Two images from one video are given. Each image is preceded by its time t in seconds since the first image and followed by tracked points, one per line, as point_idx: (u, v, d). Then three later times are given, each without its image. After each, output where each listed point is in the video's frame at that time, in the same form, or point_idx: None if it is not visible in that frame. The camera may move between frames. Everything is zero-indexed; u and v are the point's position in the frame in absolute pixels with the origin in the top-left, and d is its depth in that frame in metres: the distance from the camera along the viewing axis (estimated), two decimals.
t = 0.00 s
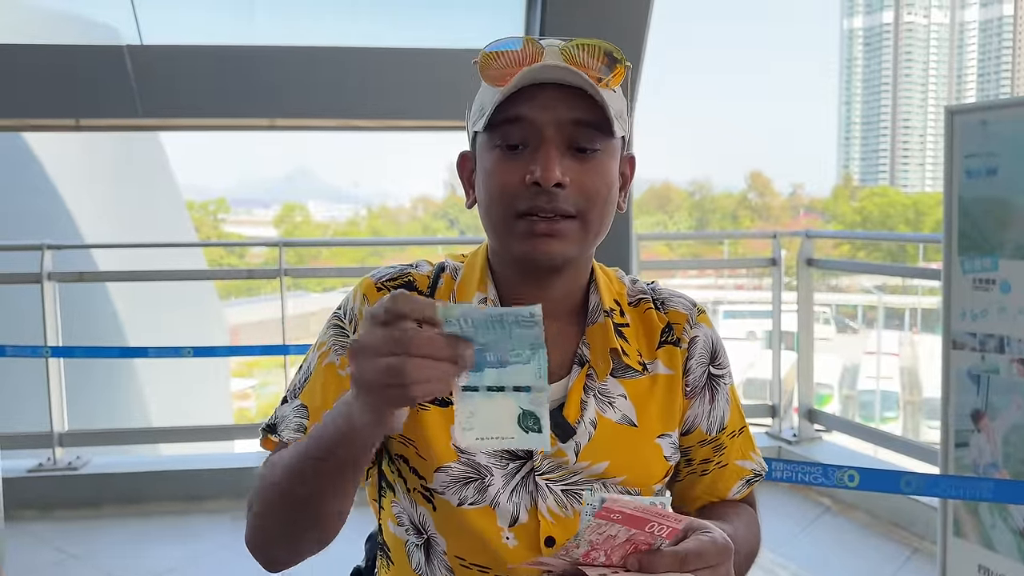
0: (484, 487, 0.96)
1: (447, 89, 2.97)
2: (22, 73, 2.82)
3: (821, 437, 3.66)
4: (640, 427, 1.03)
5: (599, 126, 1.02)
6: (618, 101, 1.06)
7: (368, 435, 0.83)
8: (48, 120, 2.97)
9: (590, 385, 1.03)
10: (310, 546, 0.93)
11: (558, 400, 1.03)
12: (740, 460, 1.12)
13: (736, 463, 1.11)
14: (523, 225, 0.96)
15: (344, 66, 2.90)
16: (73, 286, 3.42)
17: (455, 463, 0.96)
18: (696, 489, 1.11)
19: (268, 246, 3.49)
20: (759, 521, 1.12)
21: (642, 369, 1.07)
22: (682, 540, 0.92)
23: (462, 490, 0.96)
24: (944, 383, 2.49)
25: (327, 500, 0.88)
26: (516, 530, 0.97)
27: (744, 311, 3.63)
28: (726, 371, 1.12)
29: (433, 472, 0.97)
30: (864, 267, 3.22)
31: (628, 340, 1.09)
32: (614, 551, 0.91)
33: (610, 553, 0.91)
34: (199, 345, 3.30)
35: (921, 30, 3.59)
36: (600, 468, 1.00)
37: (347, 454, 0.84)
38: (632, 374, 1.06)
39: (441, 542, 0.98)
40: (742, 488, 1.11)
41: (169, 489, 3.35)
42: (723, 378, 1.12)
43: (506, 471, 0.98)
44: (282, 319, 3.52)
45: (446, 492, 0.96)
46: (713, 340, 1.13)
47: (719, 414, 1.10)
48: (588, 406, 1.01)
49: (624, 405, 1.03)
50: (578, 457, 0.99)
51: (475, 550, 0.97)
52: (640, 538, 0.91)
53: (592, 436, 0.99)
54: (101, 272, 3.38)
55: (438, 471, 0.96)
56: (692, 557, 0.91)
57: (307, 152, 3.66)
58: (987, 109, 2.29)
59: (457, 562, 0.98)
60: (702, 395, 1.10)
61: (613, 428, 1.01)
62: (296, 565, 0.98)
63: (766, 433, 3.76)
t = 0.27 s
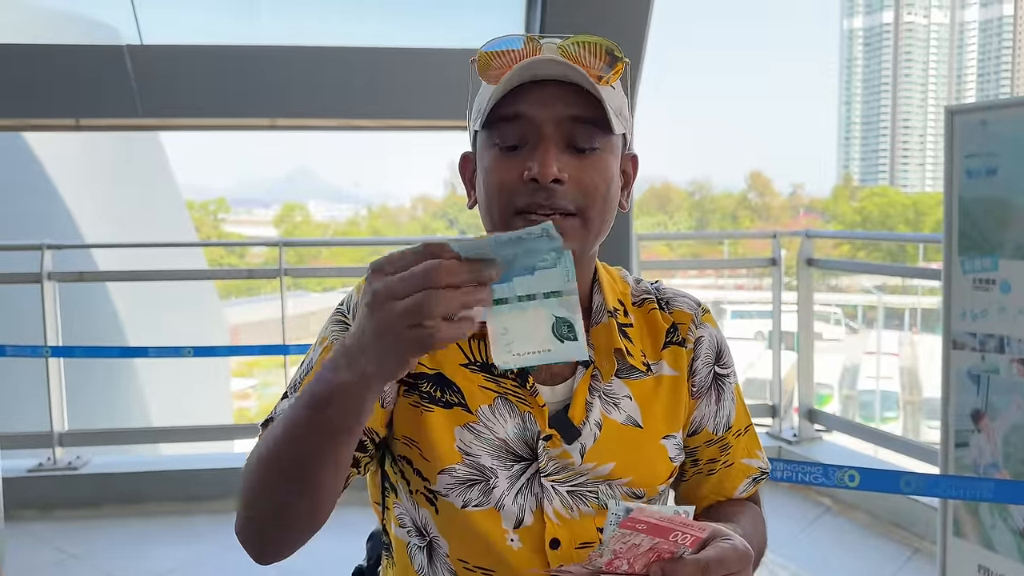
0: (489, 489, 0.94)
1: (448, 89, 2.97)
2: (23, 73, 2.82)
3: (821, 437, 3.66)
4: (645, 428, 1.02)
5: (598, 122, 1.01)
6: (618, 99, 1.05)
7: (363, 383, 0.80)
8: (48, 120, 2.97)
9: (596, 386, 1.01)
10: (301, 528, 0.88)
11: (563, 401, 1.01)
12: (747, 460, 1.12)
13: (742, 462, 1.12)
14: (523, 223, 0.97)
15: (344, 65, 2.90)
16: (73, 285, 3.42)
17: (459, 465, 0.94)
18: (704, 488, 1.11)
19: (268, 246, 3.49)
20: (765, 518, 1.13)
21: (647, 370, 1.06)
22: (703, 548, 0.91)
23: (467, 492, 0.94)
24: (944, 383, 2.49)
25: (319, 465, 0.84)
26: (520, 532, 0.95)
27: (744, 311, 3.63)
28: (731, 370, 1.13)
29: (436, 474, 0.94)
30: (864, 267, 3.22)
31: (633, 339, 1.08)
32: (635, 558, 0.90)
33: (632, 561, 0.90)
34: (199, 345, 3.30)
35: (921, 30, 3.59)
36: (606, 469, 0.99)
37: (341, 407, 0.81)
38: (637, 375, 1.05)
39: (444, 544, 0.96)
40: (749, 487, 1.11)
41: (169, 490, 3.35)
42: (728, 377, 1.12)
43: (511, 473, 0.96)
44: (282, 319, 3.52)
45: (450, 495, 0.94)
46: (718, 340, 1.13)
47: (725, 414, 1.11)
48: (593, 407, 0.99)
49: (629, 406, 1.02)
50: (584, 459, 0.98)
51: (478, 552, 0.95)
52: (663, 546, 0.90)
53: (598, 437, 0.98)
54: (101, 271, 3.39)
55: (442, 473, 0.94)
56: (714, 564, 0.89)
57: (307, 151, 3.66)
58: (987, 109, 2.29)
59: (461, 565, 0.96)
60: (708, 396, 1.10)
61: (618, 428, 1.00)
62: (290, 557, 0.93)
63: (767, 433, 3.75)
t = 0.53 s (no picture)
0: (494, 493, 0.94)
1: (448, 88, 2.97)
2: (21, 72, 2.81)
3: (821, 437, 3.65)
4: (649, 429, 1.02)
5: (603, 120, 1.02)
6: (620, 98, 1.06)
7: (383, 389, 0.83)
8: (47, 119, 2.96)
9: (600, 389, 1.01)
10: (318, 533, 0.90)
11: (567, 403, 1.02)
12: (747, 458, 1.14)
13: (742, 460, 1.13)
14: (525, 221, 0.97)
15: (344, 64, 2.90)
16: (72, 285, 3.41)
17: (464, 469, 0.94)
18: (706, 487, 1.12)
19: (268, 245, 3.48)
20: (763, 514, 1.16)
21: (650, 371, 1.06)
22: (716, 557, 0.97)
23: (472, 496, 0.94)
24: (944, 383, 2.49)
25: (338, 469, 0.86)
26: (525, 535, 0.95)
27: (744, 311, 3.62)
28: (732, 369, 1.15)
29: (441, 478, 0.94)
30: (864, 267, 3.21)
31: (636, 341, 1.08)
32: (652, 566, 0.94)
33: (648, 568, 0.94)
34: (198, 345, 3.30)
35: (921, 30, 3.60)
36: (611, 471, 0.99)
37: (361, 413, 0.84)
38: (641, 377, 1.05)
39: (449, 547, 0.96)
40: (750, 484, 1.13)
41: (168, 489, 3.34)
42: (729, 376, 1.14)
43: (516, 476, 0.96)
44: (281, 318, 3.52)
45: (455, 499, 0.94)
46: (719, 340, 1.14)
47: (727, 414, 1.12)
48: (598, 409, 0.99)
49: (633, 408, 1.02)
50: (590, 461, 0.97)
51: (483, 554, 0.94)
52: (676, 555, 0.95)
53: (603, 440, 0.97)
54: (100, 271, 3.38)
55: (447, 477, 0.94)
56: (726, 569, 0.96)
57: (306, 151, 3.65)
58: (988, 108, 2.29)
59: (466, 568, 0.96)
60: (710, 396, 1.11)
61: (623, 430, 1.00)
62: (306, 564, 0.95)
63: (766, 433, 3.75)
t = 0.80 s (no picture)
0: (497, 499, 0.94)
1: (447, 87, 2.96)
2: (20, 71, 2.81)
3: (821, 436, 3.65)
4: (651, 433, 1.02)
5: (606, 125, 1.02)
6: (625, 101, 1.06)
7: (383, 392, 0.83)
8: (47, 118, 2.96)
9: (602, 393, 1.01)
10: (320, 544, 0.90)
11: (569, 408, 1.01)
12: (746, 457, 1.15)
13: (742, 460, 1.14)
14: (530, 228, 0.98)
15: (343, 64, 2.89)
16: (72, 284, 3.41)
17: (466, 476, 0.94)
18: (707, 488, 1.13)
19: (267, 245, 3.48)
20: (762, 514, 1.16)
21: (652, 375, 1.06)
22: None
23: (474, 502, 0.94)
24: (944, 382, 2.48)
25: (339, 477, 0.86)
26: (527, 540, 0.95)
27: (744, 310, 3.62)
28: (732, 370, 1.15)
29: (443, 485, 0.94)
30: (864, 267, 3.22)
31: (638, 344, 1.08)
32: None
33: None
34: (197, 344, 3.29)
35: (921, 30, 3.60)
36: (615, 476, 0.99)
37: (361, 418, 0.84)
38: (643, 381, 1.05)
39: (450, 553, 0.96)
40: (750, 483, 1.14)
41: (167, 489, 3.34)
42: (729, 377, 1.14)
43: (518, 482, 0.96)
44: (281, 318, 3.52)
45: (456, 505, 0.94)
46: (719, 341, 1.15)
47: (728, 414, 1.13)
48: (601, 414, 0.99)
49: (635, 412, 1.02)
50: (593, 466, 0.97)
51: (485, 559, 0.94)
52: None
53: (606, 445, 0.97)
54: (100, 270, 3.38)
55: (448, 484, 0.94)
56: None
57: (306, 150, 3.64)
58: (988, 108, 2.29)
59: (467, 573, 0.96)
60: (712, 397, 1.12)
61: (625, 435, 1.00)
62: None
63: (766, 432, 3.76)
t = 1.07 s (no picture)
0: (502, 505, 0.94)
1: (448, 88, 2.97)
2: (20, 71, 2.81)
3: (820, 437, 3.65)
4: (657, 438, 1.02)
5: (616, 131, 1.03)
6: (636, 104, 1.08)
7: (381, 384, 0.83)
8: (47, 118, 2.96)
9: (609, 398, 1.01)
10: (323, 542, 0.90)
11: (576, 413, 1.01)
12: (751, 460, 1.15)
13: (747, 463, 1.15)
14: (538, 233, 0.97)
15: (343, 64, 2.89)
16: (72, 284, 3.40)
17: (472, 482, 0.94)
18: (711, 492, 1.14)
19: (267, 245, 3.48)
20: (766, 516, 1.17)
21: (659, 379, 1.06)
22: None
23: (480, 508, 0.94)
24: (944, 383, 2.48)
25: (339, 473, 0.86)
26: (533, 546, 0.95)
27: (743, 311, 3.63)
28: (737, 373, 1.14)
29: (448, 491, 0.94)
30: (864, 267, 3.22)
31: (644, 347, 1.09)
32: None
33: None
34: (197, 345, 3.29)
35: (921, 30, 3.61)
36: (621, 482, 0.98)
37: (360, 412, 0.84)
38: (650, 385, 1.05)
39: (455, 559, 0.96)
40: (755, 485, 1.15)
41: (167, 489, 3.33)
42: (734, 380, 1.14)
43: (524, 488, 0.96)
44: (281, 318, 3.51)
45: (462, 511, 0.94)
46: (725, 344, 1.14)
47: (733, 418, 1.13)
48: (606, 419, 0.99)
49: (641, 417, 1.02)
50: (599, 472, 0.97)
51: (489, 565, 0.94)
52: None
53: (612, 450, 0.97)
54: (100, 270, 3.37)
55: (454, 490, 0.94)
56: None
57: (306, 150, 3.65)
58: (988, 109, 2.29)
59: None
60: (717, 401, 1.12)
61: (631, 439, 1.00)
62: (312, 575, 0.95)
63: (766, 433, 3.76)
